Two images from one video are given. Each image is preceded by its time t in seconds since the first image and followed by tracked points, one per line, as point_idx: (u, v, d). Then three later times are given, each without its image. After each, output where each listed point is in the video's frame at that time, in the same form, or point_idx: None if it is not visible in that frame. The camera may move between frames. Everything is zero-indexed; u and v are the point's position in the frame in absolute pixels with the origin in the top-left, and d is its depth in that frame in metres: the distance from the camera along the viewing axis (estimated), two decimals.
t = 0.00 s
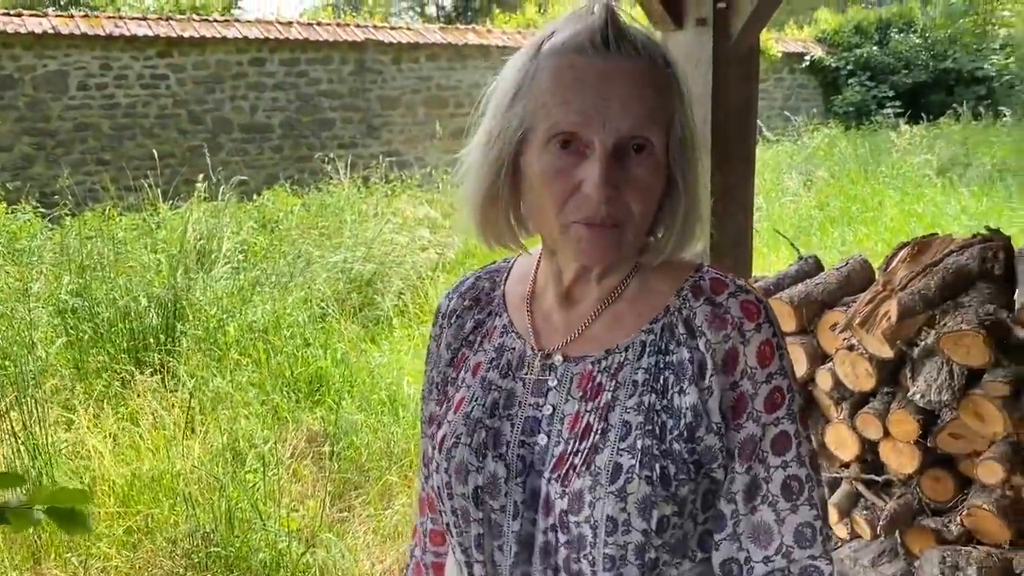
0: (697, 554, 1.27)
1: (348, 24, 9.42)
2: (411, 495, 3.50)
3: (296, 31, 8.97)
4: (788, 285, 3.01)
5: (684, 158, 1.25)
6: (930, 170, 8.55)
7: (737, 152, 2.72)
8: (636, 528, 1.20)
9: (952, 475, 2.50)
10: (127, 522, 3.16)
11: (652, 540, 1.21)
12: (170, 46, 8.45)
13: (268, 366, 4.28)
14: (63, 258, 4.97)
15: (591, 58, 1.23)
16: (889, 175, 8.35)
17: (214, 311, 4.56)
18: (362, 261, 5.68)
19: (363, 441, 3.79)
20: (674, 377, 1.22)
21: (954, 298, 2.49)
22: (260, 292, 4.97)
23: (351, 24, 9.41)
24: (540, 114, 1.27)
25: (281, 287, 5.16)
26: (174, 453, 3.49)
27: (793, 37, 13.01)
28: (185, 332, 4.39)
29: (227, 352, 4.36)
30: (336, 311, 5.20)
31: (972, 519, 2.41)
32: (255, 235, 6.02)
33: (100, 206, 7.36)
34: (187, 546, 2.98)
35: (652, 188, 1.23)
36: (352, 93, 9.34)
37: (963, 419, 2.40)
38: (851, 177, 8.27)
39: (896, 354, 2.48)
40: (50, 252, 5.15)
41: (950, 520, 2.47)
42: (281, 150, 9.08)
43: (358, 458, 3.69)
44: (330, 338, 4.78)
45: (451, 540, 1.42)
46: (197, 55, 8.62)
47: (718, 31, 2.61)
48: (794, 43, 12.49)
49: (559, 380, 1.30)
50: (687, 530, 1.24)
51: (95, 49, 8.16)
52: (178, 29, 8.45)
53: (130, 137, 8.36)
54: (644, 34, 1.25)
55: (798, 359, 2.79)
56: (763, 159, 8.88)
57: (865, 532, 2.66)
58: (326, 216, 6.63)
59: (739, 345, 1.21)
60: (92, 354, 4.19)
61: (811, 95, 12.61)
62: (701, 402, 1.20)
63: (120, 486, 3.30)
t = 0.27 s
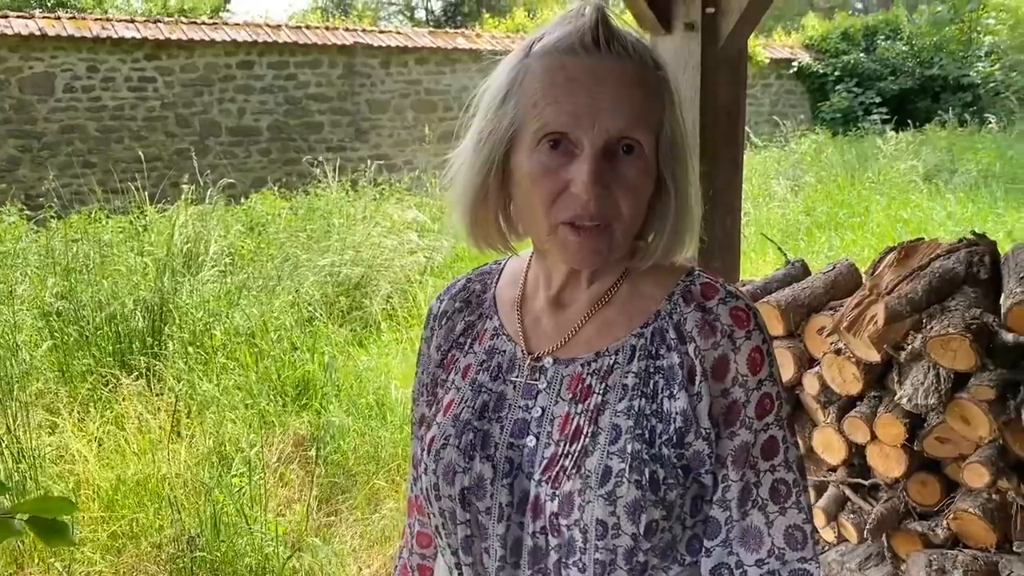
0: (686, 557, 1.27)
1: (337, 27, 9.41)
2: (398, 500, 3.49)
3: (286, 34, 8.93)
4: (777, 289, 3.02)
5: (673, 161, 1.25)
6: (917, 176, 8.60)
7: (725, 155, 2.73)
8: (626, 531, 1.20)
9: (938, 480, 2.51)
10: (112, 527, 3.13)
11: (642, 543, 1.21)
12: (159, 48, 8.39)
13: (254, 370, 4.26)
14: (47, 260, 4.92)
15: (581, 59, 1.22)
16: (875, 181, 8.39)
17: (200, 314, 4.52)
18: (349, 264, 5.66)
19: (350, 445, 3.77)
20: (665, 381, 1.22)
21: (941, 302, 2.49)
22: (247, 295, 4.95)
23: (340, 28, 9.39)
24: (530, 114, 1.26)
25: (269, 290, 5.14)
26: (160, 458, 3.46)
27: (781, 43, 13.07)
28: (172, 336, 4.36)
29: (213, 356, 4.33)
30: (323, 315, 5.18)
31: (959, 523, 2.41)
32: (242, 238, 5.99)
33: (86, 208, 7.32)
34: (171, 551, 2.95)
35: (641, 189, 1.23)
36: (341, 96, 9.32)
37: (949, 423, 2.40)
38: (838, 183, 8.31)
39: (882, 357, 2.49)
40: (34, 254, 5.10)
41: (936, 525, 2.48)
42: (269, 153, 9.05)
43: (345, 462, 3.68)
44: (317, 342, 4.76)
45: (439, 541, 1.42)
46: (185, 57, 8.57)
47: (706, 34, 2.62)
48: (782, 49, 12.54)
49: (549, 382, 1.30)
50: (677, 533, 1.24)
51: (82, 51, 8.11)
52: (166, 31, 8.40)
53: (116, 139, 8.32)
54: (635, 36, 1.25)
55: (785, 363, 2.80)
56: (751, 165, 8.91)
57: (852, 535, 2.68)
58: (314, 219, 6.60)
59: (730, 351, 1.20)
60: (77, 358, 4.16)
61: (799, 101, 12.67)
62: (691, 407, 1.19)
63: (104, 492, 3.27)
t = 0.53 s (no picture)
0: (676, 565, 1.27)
1: (327, 31, 9.38)
2: (386, 505, 3.48)
3: (276, 38, 8.91)
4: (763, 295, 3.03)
5: (658, 168, 1.25)
6: (904, 183, 8.64)
7: (713, 162, 2.74)
8: (617, 541, 1.20)
9: (925, 487, 2.52)
10: (97, 534, 3.11)
11: (633, 553, 1.21)
12: (148, 51, 8.36)
13: (241, 375, 4.24)
14: (33, 264, 4.89)
15: (565, 66, 1.23)
16: (863, 188, 8.42)
17: (188, 318, 4.50)
18: (338, 269, 5.64)
19: (338, 451, 3.76)
20: (655, 391, 1.22)
21: (927, 309, 2.50)
22: (235, 300, 4.93)
23: (330, 32, 9.36)
24: (514, 121, 1.26)
25: (257, 294, 5.12)
26: (146, 463, 3.44)
27: (769, 50, 13.12)
28: (159, 340, 4.34)
29: (200, 361, 4.31)
30: (311, 319, 5.16)
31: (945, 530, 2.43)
32: (230, 242, 5.96)
33: (73, 212, 7.29)
34: (157, 558, 2.94)
35: (625, 196, 1.23)
36: (330, 100, 9.30)
37: (936, 431, 2.41)
38: (826, 190, 8.34)
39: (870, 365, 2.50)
40: (20, 257, 5.07)
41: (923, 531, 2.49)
42: (258, 157, 9.04)
43: (333, 468, 3.66)
44: (305, 346, 4.74)
45: (428, 551, 1.41)
46: (174, 60, 8.52)
47: (695, 41, 2.62)
48: (771, 56, 12.59)
49: (539, 392, 1.29)
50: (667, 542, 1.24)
51: (69, 53, 8.07)
52: (155, 35, 8.36)
53: (104, 142, 8.29)
54: (618, 44, 1.26)
55: (772, 369, 2.81)
56: (740, 171, 8.94)
57: (838, 542, 2.69)
58: (303, 223, 6.59)
59: (718, 360, 1.21)
60: (63, 362, 4.13)
61: (788, 108, 12.71)
62: (681, 417, 1.19)
63: (89, 498, 3.24)
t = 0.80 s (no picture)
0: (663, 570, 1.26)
1: (318, 34, 9.36)
2: (375, 510, 3.47)
3: (267, 40, 8.89)
4: (752, 299, 3.04)
5: (641, 172, 1.25)
6: (894, 189, 8.68)
7: (703, 168, 2.73)
8: (607, 547, 1.19)
9: (912, 491, 2.52)
10: (84, 537, 3.09)
11: (622, 557, 1.20)
12: (138, 53, 8.33)
13: (229, 378, 4.22)
14: (20, 266, 4.85)
15: (547, 72, 1.23)
16: (852, 194, 8.45)
17: (177, 322, 4.48)
18: (327, 272, 5.62)
19: (327, 455, 3.75)
20: (643, 395, 1.22)
21: (917, 314, 2.51)
22: (224, 303, 4.91)
23: (321, 35, 9.34)
24: (497, 127, 1.26)
25: (245, 297, 5.10)
26: (133, 467, 3.42)
27: (760, 55, 13.16)
28: (147, 343, 4.31)
29: (188, 366, 4.29)
30: (300, 322, 5.15)
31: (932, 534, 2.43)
32: (220, 245, 5.94)
33: (62, 214, 7.26)
34: (144, 563, 2.93)
35: (610, 201, 1.22)
36: (321, 103, 9.28)
37: (924, 435, 2.41)
38: (816, 195, 8.36)
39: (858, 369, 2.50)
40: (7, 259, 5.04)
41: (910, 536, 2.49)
42: (248, 159, 9.03)
43: (321, 472, 3.65)
44: (295, 350, 4.72)
45: (415, 557, 1.41)
46: (164, 62, 8.49)
47: (685, 46, 2.63)
48: (761, 61, 12.63)
49: (528, 397, 1.29)
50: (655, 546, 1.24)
51: (58, 55, 8.03)
52: (145, 36, 8.33)
53: (94, 144, 8.26)
54: (601, 49, 1.26)
55: (761, 373, 2.82)
56: (730, 176, 8.96)
57: (825, 547, 2.69)
58: (292, 226, 6.57)
59: (705, 364, 1.21)
60: (50, 365, 4.10)
61: (779, 113, 12.74)
62: (668, 421, 1.19)
63: (75, 502, 3.22)
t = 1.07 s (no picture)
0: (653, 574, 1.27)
1: (311, 37, 9.35)
2: (366, 514, 3.46)
3: (259, 43, 8.88)
4: (744, 305, 3.04)
5: (627, 178, 1.25)
6: (885, 194, 8.71)
7: (695, 173, 2.74)
8: (597, 551, 1.19)
9: (902, 496, 2.53)
10: (74, 541, 3.07)
11: (613, 561, 1.21)
12: (130, 55, 8.31)
13: (219, 381, 4.20)
14: (10, 268, 4.83)
15: (532, 79, 1.23)
16: (843, 199, 8.48)
17: (167, 325, 4.46)
18: (319, 275, 5.61)
19: (318, 459, 3.74)
20: (632, 399, 1.22)
21: (906, 319, 2.52)
22: (215, 305, 4.90)
23: (314, 38, 9.33)
24: (483, 134, 1.27)
25: (236, 300, 5.09)
26: (123, 470, 3.40)
27: (752, 60, 13.20)
28: (138, 346, 4.30)
29: (179, 369, 4.27)
30: (291, 326, 5.14)
31: (921, 538, 2.44)
32: (211, 248, 5.93)
33: (52, 216, 7.23)
34: (133, 567, 2.91)
35: (596, 207, 1.23)
36: (313, 106, 9.26)
37: (913, 440, 2.42)
38: (806, 199, 8.39)
39: (848, 375, 2.51)
40: None
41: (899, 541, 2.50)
42: (239, 162, 9.01)
43: (312, 476, 3.64)
44: (286, 353, 4.71)
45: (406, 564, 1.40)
46: (156, 64, 8.47)
47: (676, 51, 2.64)
48: (753, 66, 12.67)
49: (517, 404, 1.29)
50: (645, 550, 1.24)
51: (49, 56, 8.00)
52: (137, 39, 8.31)
53: (85, 146, 8.24)
54: (586, 57, 1.26)
55: (752, 378, 2.83)
56: (721, 180, 8.99)
57: (816, 551, 2.70)
58: (284, 229, 6.56)
59: (693, 369, 1.21)
60: (39, 368, 4.08)
61: (770, 117, 12.78)
62: (657, 426, 1.19)
63: (64, 505, 3.20)
